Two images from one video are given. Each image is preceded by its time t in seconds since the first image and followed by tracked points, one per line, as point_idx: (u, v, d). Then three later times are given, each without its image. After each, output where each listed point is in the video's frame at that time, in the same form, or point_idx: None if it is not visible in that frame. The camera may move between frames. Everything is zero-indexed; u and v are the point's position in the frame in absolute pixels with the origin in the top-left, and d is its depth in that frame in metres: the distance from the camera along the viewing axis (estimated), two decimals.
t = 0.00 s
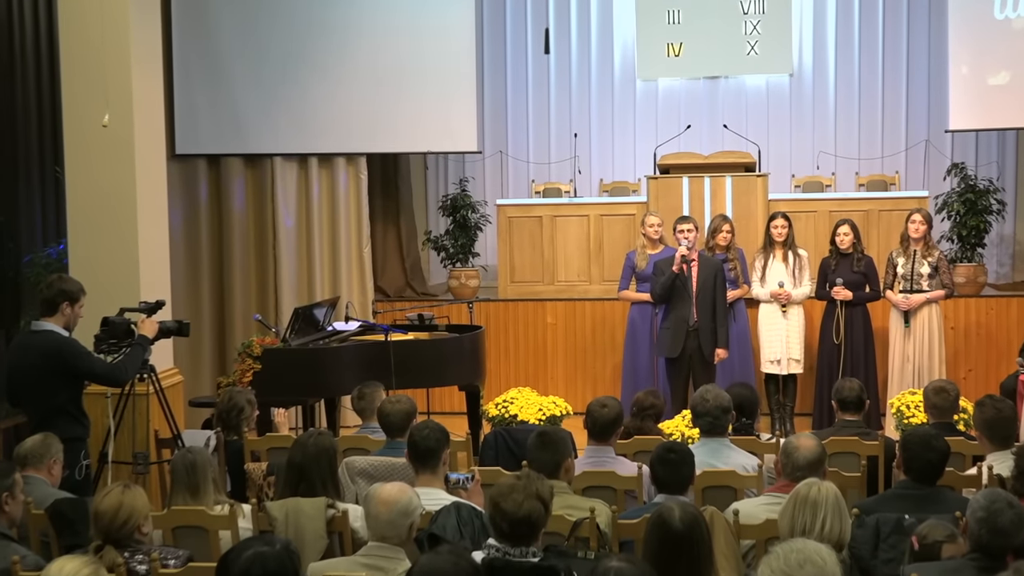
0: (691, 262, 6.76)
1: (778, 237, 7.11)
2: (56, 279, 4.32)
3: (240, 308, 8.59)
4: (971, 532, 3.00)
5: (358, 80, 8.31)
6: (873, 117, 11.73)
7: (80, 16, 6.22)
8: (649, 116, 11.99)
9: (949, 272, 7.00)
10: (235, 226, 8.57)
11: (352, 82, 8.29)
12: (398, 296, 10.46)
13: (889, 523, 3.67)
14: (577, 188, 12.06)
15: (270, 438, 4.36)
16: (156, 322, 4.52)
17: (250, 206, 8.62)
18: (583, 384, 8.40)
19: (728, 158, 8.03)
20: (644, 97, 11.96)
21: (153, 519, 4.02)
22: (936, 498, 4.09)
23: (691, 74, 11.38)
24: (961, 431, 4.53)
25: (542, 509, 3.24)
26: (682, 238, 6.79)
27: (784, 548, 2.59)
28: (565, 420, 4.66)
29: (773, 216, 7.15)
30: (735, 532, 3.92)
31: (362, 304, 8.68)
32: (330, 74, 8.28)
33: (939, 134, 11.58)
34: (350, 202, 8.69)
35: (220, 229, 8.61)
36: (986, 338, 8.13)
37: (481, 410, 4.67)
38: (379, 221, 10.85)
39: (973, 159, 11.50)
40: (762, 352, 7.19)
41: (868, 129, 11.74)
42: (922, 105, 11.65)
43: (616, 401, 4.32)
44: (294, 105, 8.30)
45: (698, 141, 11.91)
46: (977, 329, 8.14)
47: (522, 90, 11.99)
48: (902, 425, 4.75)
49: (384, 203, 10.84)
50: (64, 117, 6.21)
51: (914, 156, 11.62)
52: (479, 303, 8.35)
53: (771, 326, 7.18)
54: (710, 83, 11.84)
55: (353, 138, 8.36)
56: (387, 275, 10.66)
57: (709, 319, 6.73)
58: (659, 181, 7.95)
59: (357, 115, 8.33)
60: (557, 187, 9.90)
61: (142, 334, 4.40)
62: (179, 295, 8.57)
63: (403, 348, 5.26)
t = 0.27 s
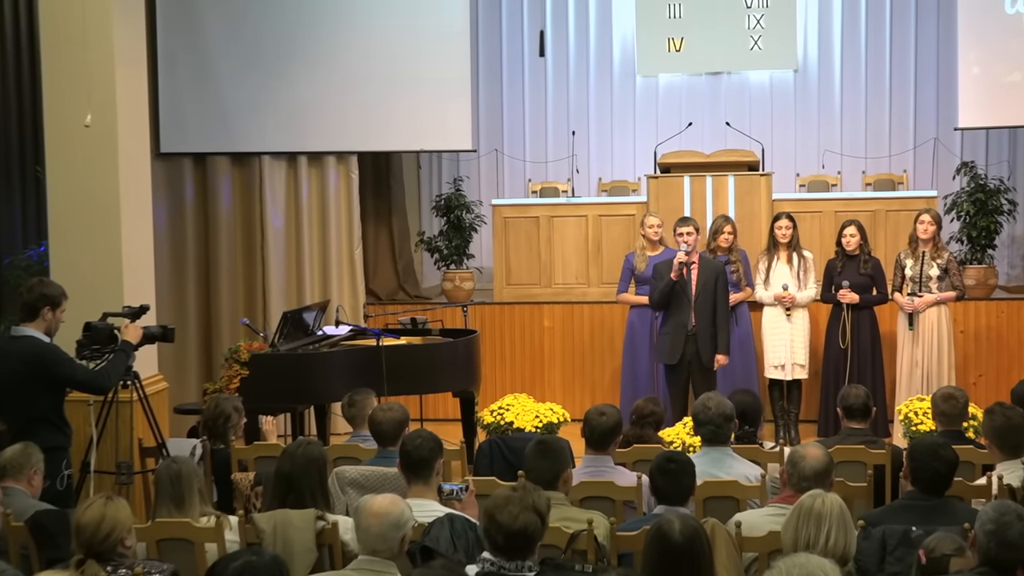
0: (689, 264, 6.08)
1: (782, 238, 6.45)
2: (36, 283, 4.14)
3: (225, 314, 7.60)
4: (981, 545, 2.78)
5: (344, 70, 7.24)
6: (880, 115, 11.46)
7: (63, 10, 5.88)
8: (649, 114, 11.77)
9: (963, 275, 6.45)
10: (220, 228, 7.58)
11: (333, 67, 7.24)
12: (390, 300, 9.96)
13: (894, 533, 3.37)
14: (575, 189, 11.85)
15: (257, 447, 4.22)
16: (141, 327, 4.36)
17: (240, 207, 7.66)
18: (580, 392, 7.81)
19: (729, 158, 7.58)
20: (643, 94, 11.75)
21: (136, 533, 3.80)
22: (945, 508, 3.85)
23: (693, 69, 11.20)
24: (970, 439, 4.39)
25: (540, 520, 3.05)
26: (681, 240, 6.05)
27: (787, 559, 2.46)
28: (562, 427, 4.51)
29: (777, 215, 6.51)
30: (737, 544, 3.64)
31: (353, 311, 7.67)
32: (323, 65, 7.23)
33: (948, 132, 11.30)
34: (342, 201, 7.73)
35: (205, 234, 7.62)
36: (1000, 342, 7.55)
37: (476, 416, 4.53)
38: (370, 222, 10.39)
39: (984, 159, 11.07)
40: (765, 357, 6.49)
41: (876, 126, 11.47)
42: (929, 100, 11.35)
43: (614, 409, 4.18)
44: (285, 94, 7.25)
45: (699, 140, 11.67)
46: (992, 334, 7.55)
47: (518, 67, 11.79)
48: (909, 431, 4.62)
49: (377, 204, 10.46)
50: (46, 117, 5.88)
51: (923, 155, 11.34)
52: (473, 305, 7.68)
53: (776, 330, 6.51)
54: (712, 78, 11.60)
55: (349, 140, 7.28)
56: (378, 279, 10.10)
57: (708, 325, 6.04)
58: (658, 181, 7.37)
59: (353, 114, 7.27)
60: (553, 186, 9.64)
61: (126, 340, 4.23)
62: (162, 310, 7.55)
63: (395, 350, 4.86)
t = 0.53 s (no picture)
0: (687, 266, 5.64)
1: (785, 239, 6.05)
2: (17, 287, 3.98)
3: (212, 317, 7.33)
4: (989, 560, 2.62)
5: (336, 65, 6.98)
6: (886, 112, 10.94)
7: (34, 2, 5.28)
8: (649, 112, 11.22)
9: (971, 276, 6.11)
10: (206, 226, 7.30)
11: (320, 62, 6.98)
12: (381, 302, 8.88)
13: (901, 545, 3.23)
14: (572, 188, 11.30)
15: (243, 455, 4.08)
16: (125, 332, 4.21)
17: (226, 206, 7.39)
18: (579, 397, 7.34)
19: (732, 155, 7.04)
20: (643, 90, 11.20)
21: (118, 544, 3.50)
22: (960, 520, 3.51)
23: (693, 63, 10.85)
24: (978, 448, 4.26)
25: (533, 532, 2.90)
26: (680, 243, 5.62)
27: None
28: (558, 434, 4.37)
29: (780, 214, 6.10)
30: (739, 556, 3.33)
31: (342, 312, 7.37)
32: (313, 62, 6.98)
33: (957, 129, 10.77)
34: (332, 200, 7.39)
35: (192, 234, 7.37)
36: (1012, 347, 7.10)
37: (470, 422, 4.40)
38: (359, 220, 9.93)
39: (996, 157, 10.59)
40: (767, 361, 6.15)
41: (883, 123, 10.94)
42: (937, 95, 10.82)
43: (612, 415, 4.04)
44: (278, 88, 7.01)
45: (701, 136, 11.19)
46: (1001, 338, 7.12)
47: (513, 71, 11.18)
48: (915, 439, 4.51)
49: (368, 202, 9.27)
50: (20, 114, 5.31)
51: (930, 153, 10.80)
52: (468, 309, 7.35)
53: (778, 334, 6.13)
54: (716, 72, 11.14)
55: (343, 138, 7.03)
56: (369, 280, 9.05)
57: (707, 330, 5.60)
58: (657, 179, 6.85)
59: (345, 115, 7.01)
60: (549, 184, 9.32)
61: (109, 344, 4.09)
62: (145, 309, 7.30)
63: (387, 355, 4.65)
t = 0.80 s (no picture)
0: (686, 267, 5.38)
1: (788, 238, 5.88)
2: None
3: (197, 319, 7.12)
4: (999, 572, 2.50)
5: (328, 59, 6.80)
6: (893, 109, 10.68)
7: None
8: (649, 108, 11.02)
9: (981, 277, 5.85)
10: (192, 227, 7.09)
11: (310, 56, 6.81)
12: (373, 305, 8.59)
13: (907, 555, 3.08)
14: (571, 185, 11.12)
15: (230, 462, 3.95)
16: (107, 336, 4.06)
17: (212, 204, 7.17)
18: (575, 401, 7.14)
19: (734, 151, 6.68)
20: (641, 86, 11.01)
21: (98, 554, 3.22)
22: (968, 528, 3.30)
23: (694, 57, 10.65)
24: (986, 454, 4.12)
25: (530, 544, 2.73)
26: (677, 243, 5.39)
27: None
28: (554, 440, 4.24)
29: (783, 214, 5.92)
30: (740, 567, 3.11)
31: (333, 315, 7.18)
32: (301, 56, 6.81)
33: (965, 126, 10.51)
34: (321, 199, 7.21)
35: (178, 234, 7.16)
36: None
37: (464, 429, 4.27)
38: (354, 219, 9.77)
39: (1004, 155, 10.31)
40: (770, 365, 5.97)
41: (891, 120, 10.69)
42: (945, 90, 10.56)
43: (609, 422, 3.92)
44: (262, 81, 6.82)
45: (701, 134, 11.01)
46: (1010, 341, 6.88)
47: (509, 61, 11.01)
48: (923, 445, 4.38)
49: (359, 201, 8.90)
50: None
51: (938, 150, 10.55)
52: (463, 311, 7.10)
53: (781, 337, 5.96)
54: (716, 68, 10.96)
55: (337, 130, 6.84)
56: (359, 280, 8.73)
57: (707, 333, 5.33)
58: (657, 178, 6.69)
59: (325, 110, 6.84)
60: (546, 184, 9.15)
61: (90, 348, 3.94)
62: (129, 308, 7.11)
63: (379, 360, 4.47)
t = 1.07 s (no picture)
0: (685, 267, 5.12)
1: (793, 238, 5.73)
2: None
3: (181, 322, 6.81)
4: None
5: (320, 51, 6.55)
6: (901, 104, 10.36)
7: None
8: (650, 102, 10.74)
9: (992, 278, 5.64)
10: (174, 227, 6.78)
11: (301, 48, 6.55)
12: (363, 305, 8.25)
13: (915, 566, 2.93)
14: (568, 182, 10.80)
15: (216, 470, 3.81)
16: (90, 339, 3.91)
17: (198, 202, 6.88)
18: (573, 404, 6.83)
19: (738, 148, 6.52)
20: (641, 79, 10.71)
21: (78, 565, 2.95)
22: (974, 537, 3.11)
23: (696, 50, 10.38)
24: (997, 461, 3.99)
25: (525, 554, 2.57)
26: (677, 242, 5.14)
27: None
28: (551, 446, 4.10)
29: (787, 213, 5.78)
30: None
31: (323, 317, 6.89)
32: (294, 48, 6.55)
33: (975, 122, 10.20)
34: (311, 199, 6.92)
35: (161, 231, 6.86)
36: None
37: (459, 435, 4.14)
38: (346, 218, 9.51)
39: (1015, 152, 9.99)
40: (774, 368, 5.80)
41: (898, 117, 10.36)
42: (955, 85, 10.23)
43: (606, 428, 3.74)
44: (247, 74, 6.56)
45: (703, 130, 10.64)
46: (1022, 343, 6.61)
47: (505, 56, 10.74)
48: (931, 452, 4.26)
49: (350, 201, 8.66)
50: None
51: (947, 147, 10.24)
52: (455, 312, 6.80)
53: (785, 339, 5.80)
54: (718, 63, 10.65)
55: (326, 126, 6.60)
56: (350, 282, 8.46)
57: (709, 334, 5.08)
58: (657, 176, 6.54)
59: (316, 103, 6.58)
60: (543, 181, 8.95)
61: (71, 352, 3.79)
62: (110, 311, 6.77)
63: (370, 364, 4.35)
